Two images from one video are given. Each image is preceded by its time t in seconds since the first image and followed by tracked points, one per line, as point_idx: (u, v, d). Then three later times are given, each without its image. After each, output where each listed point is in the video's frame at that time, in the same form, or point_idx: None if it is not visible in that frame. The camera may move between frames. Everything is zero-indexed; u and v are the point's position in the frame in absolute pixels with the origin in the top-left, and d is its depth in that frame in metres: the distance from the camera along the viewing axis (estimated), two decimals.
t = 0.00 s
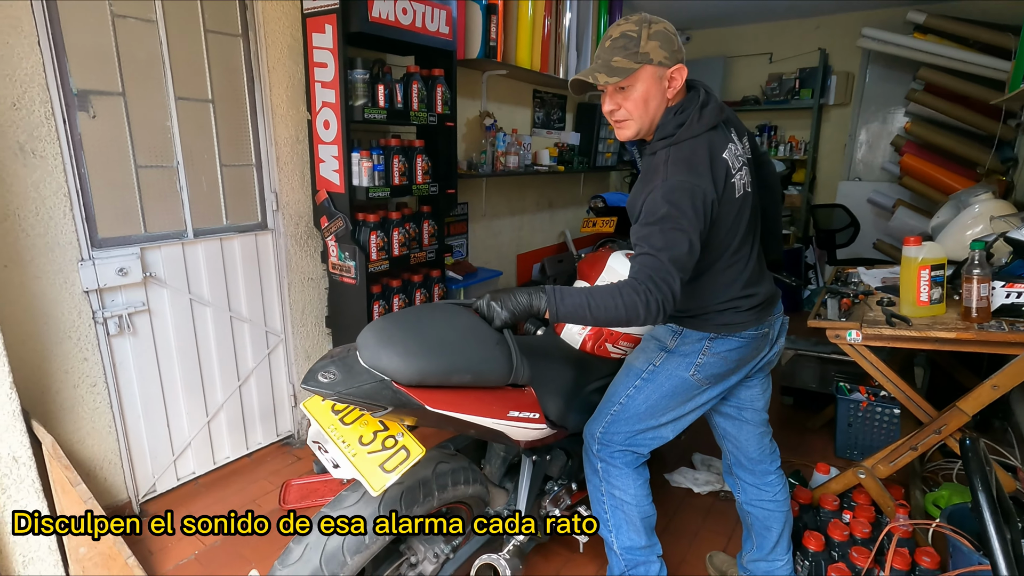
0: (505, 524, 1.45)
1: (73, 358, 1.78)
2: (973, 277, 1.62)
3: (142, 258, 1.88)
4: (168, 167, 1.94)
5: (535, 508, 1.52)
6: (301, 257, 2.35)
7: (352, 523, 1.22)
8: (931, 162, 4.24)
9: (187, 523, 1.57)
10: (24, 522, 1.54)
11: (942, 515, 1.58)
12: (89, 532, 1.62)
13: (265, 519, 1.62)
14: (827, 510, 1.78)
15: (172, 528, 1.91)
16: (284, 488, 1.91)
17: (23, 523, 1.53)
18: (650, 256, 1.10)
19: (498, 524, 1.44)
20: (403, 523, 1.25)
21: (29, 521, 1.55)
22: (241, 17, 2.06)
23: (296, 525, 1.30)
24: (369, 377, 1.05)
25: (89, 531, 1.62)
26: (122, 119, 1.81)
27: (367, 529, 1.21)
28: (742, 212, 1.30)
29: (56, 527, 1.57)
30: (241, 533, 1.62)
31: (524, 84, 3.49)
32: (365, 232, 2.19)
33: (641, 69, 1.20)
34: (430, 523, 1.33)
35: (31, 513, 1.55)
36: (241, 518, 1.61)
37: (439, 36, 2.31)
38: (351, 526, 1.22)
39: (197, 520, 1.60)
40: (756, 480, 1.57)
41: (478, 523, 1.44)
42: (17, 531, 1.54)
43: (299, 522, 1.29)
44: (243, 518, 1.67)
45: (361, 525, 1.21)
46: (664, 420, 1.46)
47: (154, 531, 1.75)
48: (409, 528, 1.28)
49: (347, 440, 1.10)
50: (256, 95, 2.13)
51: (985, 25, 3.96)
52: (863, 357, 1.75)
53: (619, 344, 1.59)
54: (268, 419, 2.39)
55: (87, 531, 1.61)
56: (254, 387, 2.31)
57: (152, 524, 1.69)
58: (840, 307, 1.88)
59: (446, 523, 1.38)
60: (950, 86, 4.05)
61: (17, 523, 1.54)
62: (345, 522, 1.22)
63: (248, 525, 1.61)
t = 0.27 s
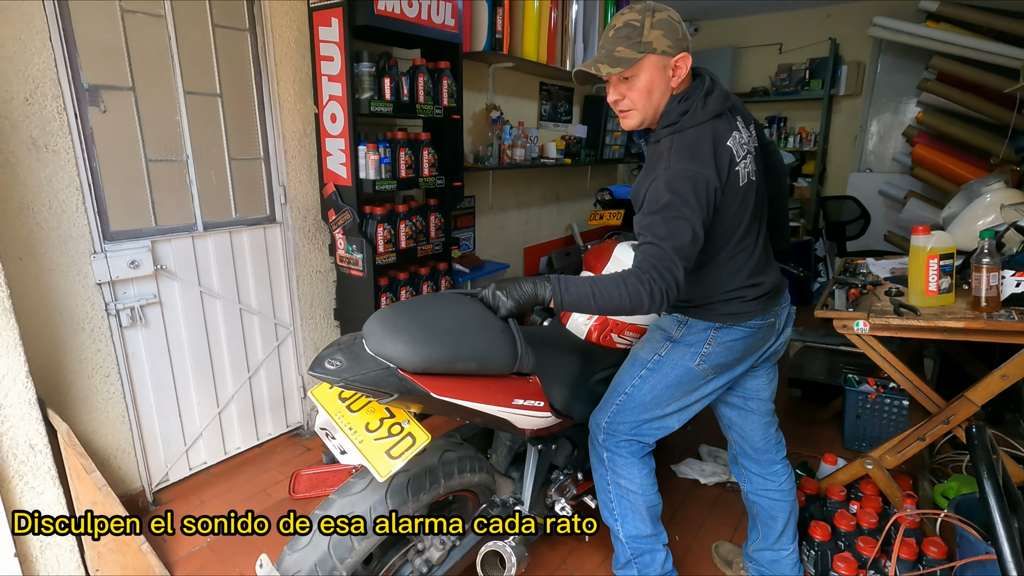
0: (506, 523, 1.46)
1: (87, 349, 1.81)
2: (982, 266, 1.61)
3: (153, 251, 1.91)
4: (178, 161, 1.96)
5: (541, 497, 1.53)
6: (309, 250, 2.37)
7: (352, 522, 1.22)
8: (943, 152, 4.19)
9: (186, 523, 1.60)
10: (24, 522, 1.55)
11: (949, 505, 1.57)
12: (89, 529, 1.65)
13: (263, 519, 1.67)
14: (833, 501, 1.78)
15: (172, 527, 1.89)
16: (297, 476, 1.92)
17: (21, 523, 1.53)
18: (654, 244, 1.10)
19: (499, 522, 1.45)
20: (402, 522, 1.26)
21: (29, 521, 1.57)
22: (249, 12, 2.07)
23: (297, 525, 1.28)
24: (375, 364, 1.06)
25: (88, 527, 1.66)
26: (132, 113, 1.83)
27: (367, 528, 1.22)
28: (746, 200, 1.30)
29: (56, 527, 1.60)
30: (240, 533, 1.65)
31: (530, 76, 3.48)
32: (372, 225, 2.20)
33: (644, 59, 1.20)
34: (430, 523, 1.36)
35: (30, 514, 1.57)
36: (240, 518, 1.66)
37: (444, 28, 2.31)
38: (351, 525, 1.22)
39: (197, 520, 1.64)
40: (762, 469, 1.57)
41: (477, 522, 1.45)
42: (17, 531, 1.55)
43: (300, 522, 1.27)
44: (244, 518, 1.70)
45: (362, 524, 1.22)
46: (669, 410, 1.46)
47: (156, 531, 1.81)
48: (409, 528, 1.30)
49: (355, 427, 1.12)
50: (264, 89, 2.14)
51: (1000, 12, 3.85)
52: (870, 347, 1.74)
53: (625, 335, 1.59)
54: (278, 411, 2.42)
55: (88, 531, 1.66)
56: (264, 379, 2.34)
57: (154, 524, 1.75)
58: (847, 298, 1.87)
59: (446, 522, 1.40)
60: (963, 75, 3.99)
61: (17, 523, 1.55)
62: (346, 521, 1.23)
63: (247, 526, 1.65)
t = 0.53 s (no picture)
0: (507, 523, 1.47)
1: (85, 344, 1.81)
2: (978, 257, 1.61)
3: (151, 247, 1.91)
4: (174, 157, 1.97)
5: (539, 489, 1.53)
6: (306, 246, 2.37)
7: (354, 523, 1.22)
8: (942, 145, 4.18)
9: (185, 524, 1.61)
10: (24, 522, 1.56)
11: (945, 495, 1.58)
12: (88, 529, 1.67)
13: (265, 518, 1.67)
14: (830, 492, 1.79)
15: (171, 528, 1.88)
16: (295, 471, 2.00)
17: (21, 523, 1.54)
18: (650, 235, 1.10)
19: (500, 521, 1.45)
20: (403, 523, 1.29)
21: (29, 521, 1.57)
22: (244, 8, 2.07)
23: (296, 525, 1.26)
24: (371, 356, 1.07)
25: (88, 528, 1.67)
26: (128, 109, 1.83)
27: (366, 530, 1.22)
28: (744, 192, 1.29)
29: (56, 527, 1.61)
30: (241, 534, 1.65)
31: (528, 71, 3.48)
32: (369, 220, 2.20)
33: (638, 51, 1.20)
34: (431, 523, 1.37)
35: (31, 513, 1.58)
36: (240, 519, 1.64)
37: (441, 23, 2.30)
38: (352, 526, 1.22)
39: (195, 522, 1.63)
40: (758, 460, 1.58)
41: (478, 523, 1.44)
42: (17, 531, 1.56)
43: (300, 522, 1.25)
44: (244, 519, 1.69)
45: (361, 525, 1.22)
46: (667, 402, 1.46)
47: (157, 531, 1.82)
48: (408, 528, 1.33)
49: (351, 419, 1.12)
50: (260, 85, 2.14)
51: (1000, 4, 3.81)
52: (867, 338, 1.75)
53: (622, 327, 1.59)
54: (277, 406, 2.42)
55: (87, 531, 1.67)
56: (263, 374, 2.34)
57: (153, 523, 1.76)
58: (844, 290, 1.87)
59: (447, 522, 1.40)
60: (963, 67, 3.97)
61: (17, 523, 1.56)
62: (349, 521, 1.22)
63: (251, 525, 1.66)
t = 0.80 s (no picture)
0: (505, 523, 1.46)
1: (75, 346, 1.80)
2: (965, 251, 1.62)
3: (140, 247, 1.90)
4: (163, 157, 1.95)
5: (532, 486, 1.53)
6: (298, 245, 2.37)
7: (356, 523, 1.22)
8: (931, 141, 4.21)
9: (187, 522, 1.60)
10: (25, 522, 1.57)
11: (934, 487, 1.59)
12: (88, 531, 1.66)
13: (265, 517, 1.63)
14: (821, 486, 1.80)
15: (172, 527, 1.87)
16: (287, 472, 2.10)
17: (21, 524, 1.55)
18: (642, 232, 1.10)
19: (500, 522, 1.45)
20: (404, 524, 1.31)
21: (29, 521, 1.58)
22: (232, 6, 2.06)
23: (296, 525, 1.24)
24: (362, 355, 1.07)
25: (88, 530, 1.66)
26: (116, 108, 1.82)
27: (365, 530, 1.22)
28: (735, 188, 1.30)
29: (56, 527, 1.62)
30: (242, 533, 1.63)
31: (519, 68, 3.47)
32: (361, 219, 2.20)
33: (627, 47, 1.20)
34: (430, 523, 1.37)
35: (30, 513, 1.58)
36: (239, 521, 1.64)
37: (431, 20, 2.30)
38: (354, 527, 1.22)
39: (194, 521, 1.62)
40: (750, 455, 1.59)
41: (478, 523, 1.44)
42: (17, 531, 1.57)
43: (299, 522, 1.23)
44: (244, 519, 1.68)
45: (360, 526, 1.22)
46: (660, 398, 1.47)
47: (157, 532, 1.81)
48: (409, 529, 1.33)
49: (343, 418, 1.12)
50: (249, 84, 2.13)
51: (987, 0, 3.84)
52: (857, 332, 1.76)
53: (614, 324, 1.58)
54: (270, 406, 2.42)
55: (87, 531, 1.66)
56: (255, 374, 2.34)
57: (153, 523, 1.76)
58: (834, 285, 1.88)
59: (446, 523, 1.40)
60: (950, 63, 4.00)
61: (17, 523, 1.57)
62: (350, 521, 1.22)
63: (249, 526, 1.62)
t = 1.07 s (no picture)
0: (506, 523, 1.46)
1: (67, 347, 1.79)
2: (956, 250, 1.64)
3: (133, 247, 1.89)
4: (157, 157, 1.95)
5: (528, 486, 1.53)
6: (292, 246, 2.36)
7: (356, 522, 1.22)
8: (923, 142, 4.24)
9: (187, 522, 1.59)
10: (24, 522, 1.57)
11: (927, 485, 1.60)
12: (88, 530, 1.65)
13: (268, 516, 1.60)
14: (816, 484, 1.81)
15: (172, 528, 1.87)
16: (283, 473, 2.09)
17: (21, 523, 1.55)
18: (637, 232, 1.11)
19: (501, 522, 1.45)
20: (405, 523, 1.33)
21: (29, 521, 1.58)
22: (227, 6, 2.06)
23: (295, 526, 1.23)
24: (357, 355, 1.07)
25: (88, 529, 1.65)
26: (109, 109, 1.81)
27: (365, 528, 1.22)
28: (729, 188, 1.31)
29: (56, 527, 1.61)
30: (242, 533, 1.60)
31: (514, 70, 3.48)
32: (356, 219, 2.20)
33: (623, 47, 1.21)
34: (430, 523, 1.38)
35: (30, 514, 1.59)
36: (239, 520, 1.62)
37: (426, 21, 2.30)
38: (354, 526, 1.22)
39: (193, 522, 1.61)
40: (744, 454, 1.59)
41: (478, 523, 1.44)
42: (17, 531, 1.57)
43: (299, 522, 1.22)
44: (243, 520, 1.68)
45: (361, 525, 1.22)
46: (655, 397, 1.47)
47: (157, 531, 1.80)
48: (410, 528, 1.34)
49: (338, 418, 1.12)
50: (244, 84, 2.13)
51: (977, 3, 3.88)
52: (850, 332, 1.77)
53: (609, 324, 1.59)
54: (264, 407, 2.41)
55: (87, 531, 1.65)
56: (250, 375, 2.33)
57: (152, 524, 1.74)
58: (827, 284, 1.90)
59: (447, 523, 1.41)
60: (941, 65, 4.04)
61: (17, 523, 1.57)
62: (351, 520, 1.22)
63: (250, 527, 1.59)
